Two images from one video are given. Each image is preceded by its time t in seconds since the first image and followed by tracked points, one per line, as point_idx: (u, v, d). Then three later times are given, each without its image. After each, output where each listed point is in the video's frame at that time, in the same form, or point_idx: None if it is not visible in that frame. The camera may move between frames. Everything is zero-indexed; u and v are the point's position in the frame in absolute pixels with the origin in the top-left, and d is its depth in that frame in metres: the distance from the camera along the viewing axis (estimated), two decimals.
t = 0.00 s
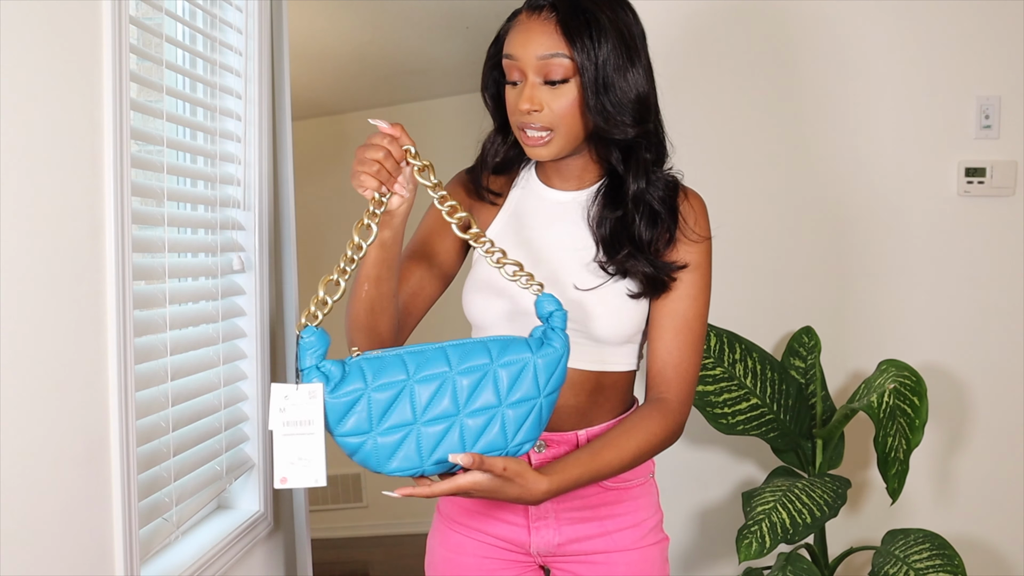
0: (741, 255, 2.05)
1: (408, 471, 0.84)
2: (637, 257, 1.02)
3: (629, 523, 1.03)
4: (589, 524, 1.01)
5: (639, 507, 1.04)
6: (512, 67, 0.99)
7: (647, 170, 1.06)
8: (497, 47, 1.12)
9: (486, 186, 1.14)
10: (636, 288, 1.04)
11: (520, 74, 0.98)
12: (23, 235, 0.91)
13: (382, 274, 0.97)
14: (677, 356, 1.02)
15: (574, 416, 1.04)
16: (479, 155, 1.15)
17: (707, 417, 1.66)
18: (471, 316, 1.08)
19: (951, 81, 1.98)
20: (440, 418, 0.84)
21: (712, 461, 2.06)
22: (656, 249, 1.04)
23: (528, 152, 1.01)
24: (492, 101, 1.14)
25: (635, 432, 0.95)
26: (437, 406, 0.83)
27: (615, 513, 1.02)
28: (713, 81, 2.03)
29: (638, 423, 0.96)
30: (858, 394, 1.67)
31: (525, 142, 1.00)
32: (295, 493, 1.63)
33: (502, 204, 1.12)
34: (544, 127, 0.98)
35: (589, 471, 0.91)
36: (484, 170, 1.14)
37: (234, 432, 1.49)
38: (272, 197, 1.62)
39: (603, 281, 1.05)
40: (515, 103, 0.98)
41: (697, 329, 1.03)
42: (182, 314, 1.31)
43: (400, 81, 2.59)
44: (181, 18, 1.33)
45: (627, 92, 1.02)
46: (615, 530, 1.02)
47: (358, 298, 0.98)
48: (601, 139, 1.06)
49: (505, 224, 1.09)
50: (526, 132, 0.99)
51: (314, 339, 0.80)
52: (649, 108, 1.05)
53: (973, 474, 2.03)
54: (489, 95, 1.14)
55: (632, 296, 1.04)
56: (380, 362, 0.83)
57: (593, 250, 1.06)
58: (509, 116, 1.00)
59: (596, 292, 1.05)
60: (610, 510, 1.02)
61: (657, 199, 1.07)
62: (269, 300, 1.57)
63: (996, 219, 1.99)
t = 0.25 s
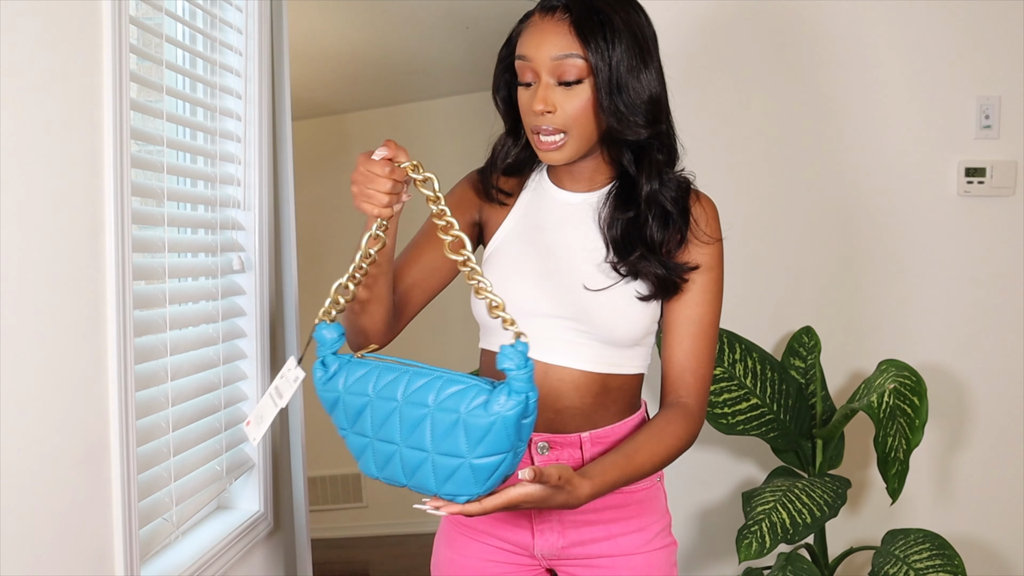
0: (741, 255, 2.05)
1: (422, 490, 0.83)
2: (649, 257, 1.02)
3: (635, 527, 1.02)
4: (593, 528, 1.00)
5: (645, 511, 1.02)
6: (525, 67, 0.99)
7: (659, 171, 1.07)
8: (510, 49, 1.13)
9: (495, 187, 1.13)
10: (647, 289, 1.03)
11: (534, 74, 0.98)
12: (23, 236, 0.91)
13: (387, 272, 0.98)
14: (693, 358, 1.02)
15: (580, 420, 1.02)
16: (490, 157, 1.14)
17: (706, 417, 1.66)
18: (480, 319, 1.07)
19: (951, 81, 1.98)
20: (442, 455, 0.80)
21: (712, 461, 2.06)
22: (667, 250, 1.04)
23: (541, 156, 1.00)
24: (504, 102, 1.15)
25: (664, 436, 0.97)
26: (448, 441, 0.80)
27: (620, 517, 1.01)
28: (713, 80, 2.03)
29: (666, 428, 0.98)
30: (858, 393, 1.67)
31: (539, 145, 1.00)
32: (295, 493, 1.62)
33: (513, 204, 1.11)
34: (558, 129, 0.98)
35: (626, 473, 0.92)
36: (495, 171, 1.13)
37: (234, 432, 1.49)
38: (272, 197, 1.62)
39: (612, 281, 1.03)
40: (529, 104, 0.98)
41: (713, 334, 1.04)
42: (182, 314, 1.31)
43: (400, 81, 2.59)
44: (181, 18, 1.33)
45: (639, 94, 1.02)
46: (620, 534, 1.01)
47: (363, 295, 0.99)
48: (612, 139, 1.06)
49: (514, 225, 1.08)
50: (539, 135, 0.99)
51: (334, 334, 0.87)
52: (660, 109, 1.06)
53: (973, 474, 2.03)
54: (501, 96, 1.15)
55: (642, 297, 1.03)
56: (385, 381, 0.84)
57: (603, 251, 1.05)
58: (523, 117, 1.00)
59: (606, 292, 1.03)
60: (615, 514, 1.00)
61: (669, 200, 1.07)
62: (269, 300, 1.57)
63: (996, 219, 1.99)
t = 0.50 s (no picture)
0: (741, 255, 2.05)
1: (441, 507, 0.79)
2: (651, 255, 1.02)
3: (636, 529, 1.01)
4: (594, 529, 1.00)
5: (646, 513, 1.02)
6: (534, 64, 0.98)
7: (664, 170, 1.06)
8: (514, 45, 1.12)
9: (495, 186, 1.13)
10: (648, 288, 1.03)
11: (544, 71, 0.98)
12: (23, 236, 0.91)
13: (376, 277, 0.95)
14: (690, 359, 1.02)
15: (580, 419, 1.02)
16: (490, 157, 1.15)
17: (706, 417, 1.67)
18: (479, 318, 1.07)
19: (951, 81, 1.98)
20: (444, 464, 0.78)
21: (713, 461, 2.06)
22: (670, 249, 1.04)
23: (547, 152, 1.00)
24: (505, 100, 1.15)
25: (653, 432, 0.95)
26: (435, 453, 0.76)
27: (620, 518, 1.00)
28: (713, 80, 2.03)
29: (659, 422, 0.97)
30: (858, 393, 1.67)
31: (546, 142, 1.00)
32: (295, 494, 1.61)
33: (513, 205, 1.11)
34: (567, 128, 0.98)
35: (609, 462, 0.90)
36: (495, 172, 1.14)
37: (234, 432, 1.49)
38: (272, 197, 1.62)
39: (614, 280, 1.03)
40: (538, 102, 0.98)
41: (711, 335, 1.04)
42: (182, 314, 1.32)
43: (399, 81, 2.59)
44: (181, 19, 1.33)
45: (649, 92, 1.02)
46: (621, 535, 1.00)
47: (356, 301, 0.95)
48: (618, 138, 1.06)
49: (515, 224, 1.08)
50: (546, 132, 0.99)
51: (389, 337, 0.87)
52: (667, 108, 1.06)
53: (973, 473, 2.03)
54: (502, 95, 1.15)
55: (642, 297, 1.03)
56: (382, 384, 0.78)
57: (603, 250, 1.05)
58: (530, 114, 0.99)
59: (609, 291, 1.03)
60: (615, 516, 1.00)
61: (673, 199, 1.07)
62: (269, 301, 1.57)
63: (996, 219, 1.99)
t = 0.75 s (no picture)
0: (741, 256, 2.05)
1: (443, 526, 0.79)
2: (646, 254, 1.01)
3: (636, 531, 1.01)
4: (593, 531, 1.00)
5: (646, 513, 1.02)
6: (535, 63, 0.99)
7: (660, 172, 1.06)
8: (514, 44, 1.12)
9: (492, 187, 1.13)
10: (644, 288, 1.02)
11: (544, 71, 0.98)
12: (23, 237, 0.91)
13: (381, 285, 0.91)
14: (683, 353, 1.00)
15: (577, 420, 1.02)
16: (488, 157, 1.15)
17: (707, 417, 1.66)
18: (476, 319, 1.07)
19: (952, 81, 1.98)
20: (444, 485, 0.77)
21: (713, 461, 2.06)
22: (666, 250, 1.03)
23: (545, 151, 1.00)
24: (505, 99, 1.15)
25: (637, 413, 0.92)
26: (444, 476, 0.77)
27: (619, 520, 1.00)
28: (714, 81, 2.03)
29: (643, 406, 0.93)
30: (858, 394, 1.67)
31: (544, 141, 1.00)
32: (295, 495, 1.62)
33: (510, 206, 1.11)
34: (565, 128, 0.98)
35: (586, 435, 0.85)
36: (492, 172, 1.14)
37: (234, 432, 1.49)
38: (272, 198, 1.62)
39: (610, 280, 1.03)
40: (538, 101, 0.98)
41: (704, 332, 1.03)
42: (182, 314, 1.32)
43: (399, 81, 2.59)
44: (181, 19, 1.33)
45: (649, 94, 1.02)
46: (620, 537, 1.00)
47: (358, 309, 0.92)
48: (617, 139, 1.06)
49: (512, 223, 1.09)
50: (545, 131, 0.99)
51: (417, 355, 0.79)
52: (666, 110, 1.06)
53: (973, 474, 2.03)
54: (501, 92, 1.15)
55: (638, 297, 1.03)
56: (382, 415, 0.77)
57: (600, 249, 1.05)
58: (529, 113, 0.99)
59: (605, 290, 1.03)
60: (615, 516, 1.00)
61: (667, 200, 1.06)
62: (269, 301, 1.57)
63: (996, 219, 1.99)
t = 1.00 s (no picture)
0: (741, 256, 2.05)
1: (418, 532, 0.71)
2: (639, 249, 0.99)
3: (637, 531, 1.01)
4: (595, 531, 1.00)
5: (647, 514, 1.02)
6: (535, 63, 0.99)
7: (660, 171, 1.05)
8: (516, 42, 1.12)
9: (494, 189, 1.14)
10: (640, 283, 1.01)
11: (545, 69, 0.98)
12: (23, 237, 0.91)
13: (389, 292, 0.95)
14: (676, 346, 0.96)
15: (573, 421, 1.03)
16: (490, 155, 1.15)
17: (707, 417, 1.66)
18: (477, 317, 1.08)
19: (951, 81, 1.98)
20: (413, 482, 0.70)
21: (713, 461, 2.06)
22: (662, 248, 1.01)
23: (545, 151, 1.01)
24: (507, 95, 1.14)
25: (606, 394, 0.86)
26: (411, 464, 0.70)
27: (620, 520, 1.00)
28: (714, 81, 2.03)
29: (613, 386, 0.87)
30: (858, 393, 1.67)
31: (543, 141, 1.00)
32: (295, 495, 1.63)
33: (511, 205, 1.12)
34: (564, 128, 0.98)
35: (546, 409, 0.80)
36: (493, 171, 1.14)
37: (233, 432, 1.49)
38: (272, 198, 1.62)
39: (608, 278, 1.03)
40: (538, 100, 0.98)
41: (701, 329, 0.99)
42: (182, 314, 1.31)
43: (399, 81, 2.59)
44: (181, 18, 1.33)
45: (649, 93, 1.02)
46: (621, 537, 1.00)
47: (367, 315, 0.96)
48: (617, 139, 1.05)
49: (513, 222, 1.09)
50: (545, 130, 0.99)
51: (443, 357, 0.83)
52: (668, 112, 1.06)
53: (973, 473, 2.03)
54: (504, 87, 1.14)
55: (636, 292, 1.02)
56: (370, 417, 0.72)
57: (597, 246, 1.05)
58: (529, 112, 1.00)
59: (602, 288, 1.02)
60: (616, 517, 1.00)
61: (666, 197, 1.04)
62: (268, 301, 1.57)
63: (996, 219, 1.99)
